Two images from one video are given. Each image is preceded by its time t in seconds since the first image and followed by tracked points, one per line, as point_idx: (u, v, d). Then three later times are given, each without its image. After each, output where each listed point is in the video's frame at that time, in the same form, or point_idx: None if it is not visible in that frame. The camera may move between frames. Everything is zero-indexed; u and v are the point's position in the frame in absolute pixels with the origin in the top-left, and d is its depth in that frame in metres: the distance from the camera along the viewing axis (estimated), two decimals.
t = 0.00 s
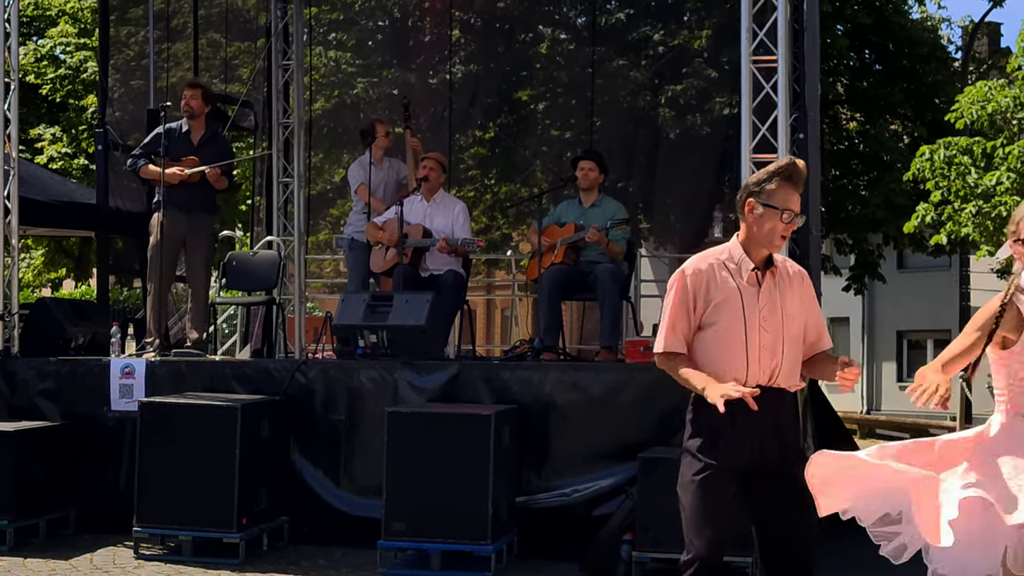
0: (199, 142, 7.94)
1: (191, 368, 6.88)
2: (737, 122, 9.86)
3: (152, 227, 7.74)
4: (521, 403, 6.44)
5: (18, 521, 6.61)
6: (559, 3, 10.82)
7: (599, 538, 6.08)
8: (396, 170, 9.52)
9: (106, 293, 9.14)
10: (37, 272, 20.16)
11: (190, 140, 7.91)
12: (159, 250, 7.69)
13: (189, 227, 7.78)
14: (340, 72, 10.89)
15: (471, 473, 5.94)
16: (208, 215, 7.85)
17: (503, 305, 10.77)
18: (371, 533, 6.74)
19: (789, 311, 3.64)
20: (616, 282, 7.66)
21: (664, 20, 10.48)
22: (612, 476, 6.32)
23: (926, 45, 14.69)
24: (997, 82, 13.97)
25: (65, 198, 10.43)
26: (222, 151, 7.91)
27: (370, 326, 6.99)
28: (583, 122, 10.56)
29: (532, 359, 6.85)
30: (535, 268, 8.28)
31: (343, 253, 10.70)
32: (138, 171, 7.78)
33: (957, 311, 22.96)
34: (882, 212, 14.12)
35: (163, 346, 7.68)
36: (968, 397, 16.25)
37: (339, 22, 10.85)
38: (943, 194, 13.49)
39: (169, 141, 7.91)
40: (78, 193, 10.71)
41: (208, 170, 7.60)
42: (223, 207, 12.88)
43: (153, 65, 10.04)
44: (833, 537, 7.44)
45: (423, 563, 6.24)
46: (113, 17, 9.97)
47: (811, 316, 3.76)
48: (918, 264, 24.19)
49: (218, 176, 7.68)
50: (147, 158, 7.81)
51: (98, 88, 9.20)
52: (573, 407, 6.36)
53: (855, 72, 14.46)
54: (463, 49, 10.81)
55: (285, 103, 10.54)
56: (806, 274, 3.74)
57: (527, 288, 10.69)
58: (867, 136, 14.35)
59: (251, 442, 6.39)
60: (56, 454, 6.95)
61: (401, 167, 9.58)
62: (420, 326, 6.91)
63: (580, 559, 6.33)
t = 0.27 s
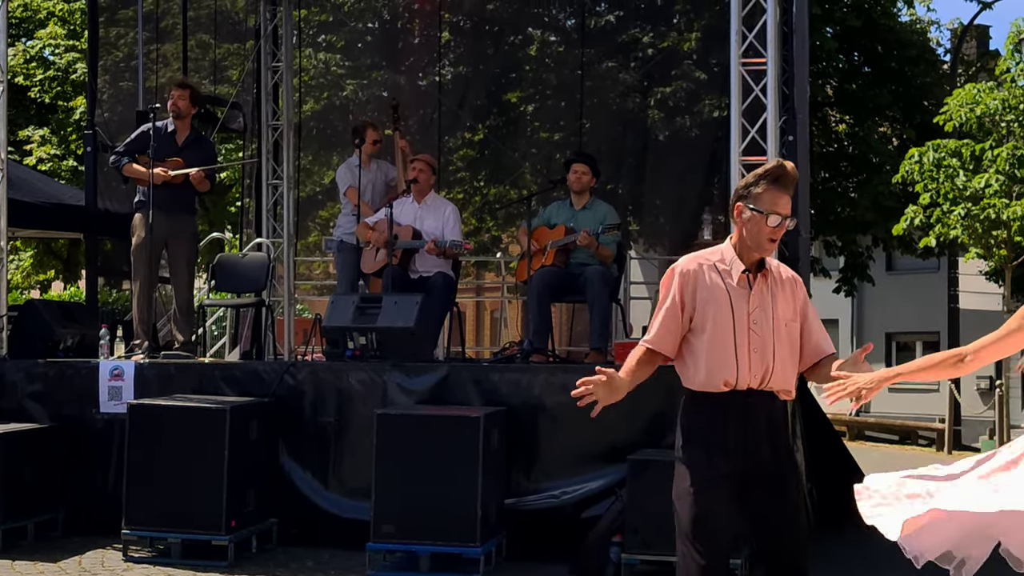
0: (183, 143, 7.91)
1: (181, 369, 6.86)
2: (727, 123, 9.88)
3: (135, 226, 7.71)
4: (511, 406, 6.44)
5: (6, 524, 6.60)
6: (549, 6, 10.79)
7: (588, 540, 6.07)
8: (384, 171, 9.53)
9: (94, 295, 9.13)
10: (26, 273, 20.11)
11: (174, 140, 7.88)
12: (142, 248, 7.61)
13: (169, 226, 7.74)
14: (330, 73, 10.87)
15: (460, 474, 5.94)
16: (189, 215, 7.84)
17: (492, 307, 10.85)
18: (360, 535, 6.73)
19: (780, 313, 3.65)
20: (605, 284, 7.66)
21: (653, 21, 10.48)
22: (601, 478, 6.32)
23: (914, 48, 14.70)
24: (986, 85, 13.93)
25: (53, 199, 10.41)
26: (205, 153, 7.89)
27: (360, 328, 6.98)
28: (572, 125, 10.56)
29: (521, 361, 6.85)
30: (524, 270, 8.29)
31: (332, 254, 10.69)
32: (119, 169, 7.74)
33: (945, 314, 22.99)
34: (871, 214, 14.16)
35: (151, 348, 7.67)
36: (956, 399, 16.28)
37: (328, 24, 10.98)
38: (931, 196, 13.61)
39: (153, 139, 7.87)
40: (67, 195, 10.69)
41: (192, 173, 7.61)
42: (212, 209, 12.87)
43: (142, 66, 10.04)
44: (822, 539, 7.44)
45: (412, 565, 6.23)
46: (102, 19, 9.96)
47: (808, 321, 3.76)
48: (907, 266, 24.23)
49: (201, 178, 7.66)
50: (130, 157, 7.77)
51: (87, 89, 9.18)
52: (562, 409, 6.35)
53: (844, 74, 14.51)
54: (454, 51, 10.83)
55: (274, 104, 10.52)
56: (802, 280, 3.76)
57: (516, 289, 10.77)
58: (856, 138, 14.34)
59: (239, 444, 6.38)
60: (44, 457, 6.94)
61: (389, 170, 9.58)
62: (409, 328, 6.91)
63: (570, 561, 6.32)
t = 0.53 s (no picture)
0: (163, 142, 7.88)
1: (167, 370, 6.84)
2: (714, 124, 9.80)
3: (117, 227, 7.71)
4: (498, 406, 6.44)
5: None
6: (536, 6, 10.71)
7: (575, 540, 6.07)
8: (371, 171, 9.53)
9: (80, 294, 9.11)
10: (11, 273, 20.06)
11: (153, 140, 7.85)
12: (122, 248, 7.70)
13: (151, 226, 7.74)
14: (317, 73, 10.76)
15: (447, 474, 5.94)
16: (173, 216, 7.81)
17: (479, 307, 10.82)
18: (347, 536, 6.73)
19: (760, 326, 3.62)
20: (592, 284, 7.66)
21: (640, 23, 10.48)
22: (589, 478, 6.32)
23: (901, 48, 14.68)
24: (970, 85, 14.00)
25: (39, 199, 10.39)
26: (185, 152, 7.85)
27: (347, 328, 6.98)
28: (560, 125, 10.60)
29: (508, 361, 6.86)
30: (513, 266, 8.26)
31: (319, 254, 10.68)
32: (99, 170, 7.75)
33: (931, 314, 23.03)
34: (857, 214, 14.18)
35: (137, 348, 7.66)
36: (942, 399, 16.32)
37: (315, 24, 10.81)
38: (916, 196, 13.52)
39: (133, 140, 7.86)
40: (52, 194, 10.67)
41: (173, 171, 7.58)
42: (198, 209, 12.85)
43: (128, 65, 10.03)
44: (808, 539, 7.46)
45: (399, 566, 6.23)
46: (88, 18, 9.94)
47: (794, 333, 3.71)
48: (893, 266, 24.26)
49: (181, 178, 7.62)
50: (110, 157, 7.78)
51: (74, 88, 9.16)
52: (549, 409, 6.36)
53: (830, 74, 14.51)
54: (441, 51, 10.85)
55: (261, 104, 10.53)
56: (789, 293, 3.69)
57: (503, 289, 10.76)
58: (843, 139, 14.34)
59: (226, 444, 6.37)
60: (29, 457, 6.92)
61: (376, 170, 9.58)
62: (395, 329, 6.91)
63: (557, 561, 6.33)
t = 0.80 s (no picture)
0: (145, 139, 7.86)
1: (150, 368, 6.83)
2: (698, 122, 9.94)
3: (105, 227, 7.69)
4: (481, 404, 6.44)
5: None
6: (519, 4, 10.61)
7: (559, 538, 6.07)
8: (355, 170, 9.51)
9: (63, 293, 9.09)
10: None
11: (135, 138, 7.82)
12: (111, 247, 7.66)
13: (141, 224, 7.74)
14: (301, 71, 10.90)
15: (430, 473, 5.94)
16: (162, 212, 7.82)
17: (463, 305, 10.74)
18: (330, 534, 6.73)
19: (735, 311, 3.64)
20: (576, 284, 7.66)
21: (624, 21, 10.42)
22: (573, 477, 6.32)
23: (884, 48, 14.67)
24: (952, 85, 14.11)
25: (22, 197, 10.36)
26: (167, 146, 7.83)
27: (330, 327, 6.97)
28: (543, 123, 10.61)
29: (491, 360, 6.87)
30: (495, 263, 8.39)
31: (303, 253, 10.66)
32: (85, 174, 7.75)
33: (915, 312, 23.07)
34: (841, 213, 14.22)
35: (121, 347, 7.64)
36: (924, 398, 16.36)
37: (298, 21, 10.83)
38: (900, 195, 13.60)
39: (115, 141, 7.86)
40: (35, 192, 10.64)
41: (155, 166, 7.56)
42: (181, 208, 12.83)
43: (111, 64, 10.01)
44: (791, 537, 7.47)
45: (383, 564, 6.23)
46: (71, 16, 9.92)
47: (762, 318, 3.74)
48: (877, 265, 24.28)
49: (165, 171, 7.61)
50: (93, 160, 7.79)
51: (56, 86, 9.13)
52: (533, 408, 6.36)
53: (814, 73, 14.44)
54: (425, 50, 10.82)
55: (245, 102, 10.43)
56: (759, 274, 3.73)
57: (487, 288, 10.64)
58: (826, 138, 14.32)
59: (209, 442, 6.36)
60: (12, 456, 6.90)
61: (359, 167, 9.56)
62: (379, 327, 6.90)
63: (540, 559, 6.33)
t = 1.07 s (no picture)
0: (133, 135, 7.83)
1: (132, 365, 6.82)
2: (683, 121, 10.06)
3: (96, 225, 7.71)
4: (465, 401, 6.45)
5: None
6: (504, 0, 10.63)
7: (542, 534, 6.07)
8: (338, 166, 9.50)
9: (45, 289, 9.07)
10: None
11: (123, 134, 7.81)
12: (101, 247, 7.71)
13: (130, 220, 7.70)
14: (284, 67, 10.89)
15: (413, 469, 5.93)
16: (151, 208, 7.78)
17: (448, 301, 10.67)
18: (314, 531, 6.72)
19: (721, 310, 3.56)
20: (559, 280, 7.66)
21: (608, 18, 10.44)
22: (557, 473, 6.31)
23: (867, 45, 14.74)
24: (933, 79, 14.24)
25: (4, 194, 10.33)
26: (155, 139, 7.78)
27: (313, 324, 6.97)
28: (527, 120, 10.64)
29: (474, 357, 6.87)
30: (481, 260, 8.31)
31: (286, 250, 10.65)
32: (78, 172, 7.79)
33: (898, 309, 23.11)
34: (825, 210, 14.21)
35: (104, 344, 7.63)
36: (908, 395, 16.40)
37: (282, 18, 10.84)
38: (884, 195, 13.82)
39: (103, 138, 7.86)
40: (18, 189, 10.62)
41: (139, 159, 7.54)
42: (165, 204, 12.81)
43: (94, 60, 10.01)
44: (775, 534, 7.48)
45: (366, 561, 6.22)
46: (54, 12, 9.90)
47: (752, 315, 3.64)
48: (861, 262, 24.31)
49: (151, 164, 7.57)
50: (85, 157, 7.83)
51: (39, 82, 9.11)
52: (516, 404, 6.36)
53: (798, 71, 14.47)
54: (409, 47, 10.82)
55: (229, 98, 10.51)
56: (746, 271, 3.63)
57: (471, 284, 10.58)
58: (810, 136, 14.38)
59: (192, 438, 6.35)
60: None
61: (343, 164, 9.55)
62: (362, 323, 6.91)
63: (523, 556, 6.33)
